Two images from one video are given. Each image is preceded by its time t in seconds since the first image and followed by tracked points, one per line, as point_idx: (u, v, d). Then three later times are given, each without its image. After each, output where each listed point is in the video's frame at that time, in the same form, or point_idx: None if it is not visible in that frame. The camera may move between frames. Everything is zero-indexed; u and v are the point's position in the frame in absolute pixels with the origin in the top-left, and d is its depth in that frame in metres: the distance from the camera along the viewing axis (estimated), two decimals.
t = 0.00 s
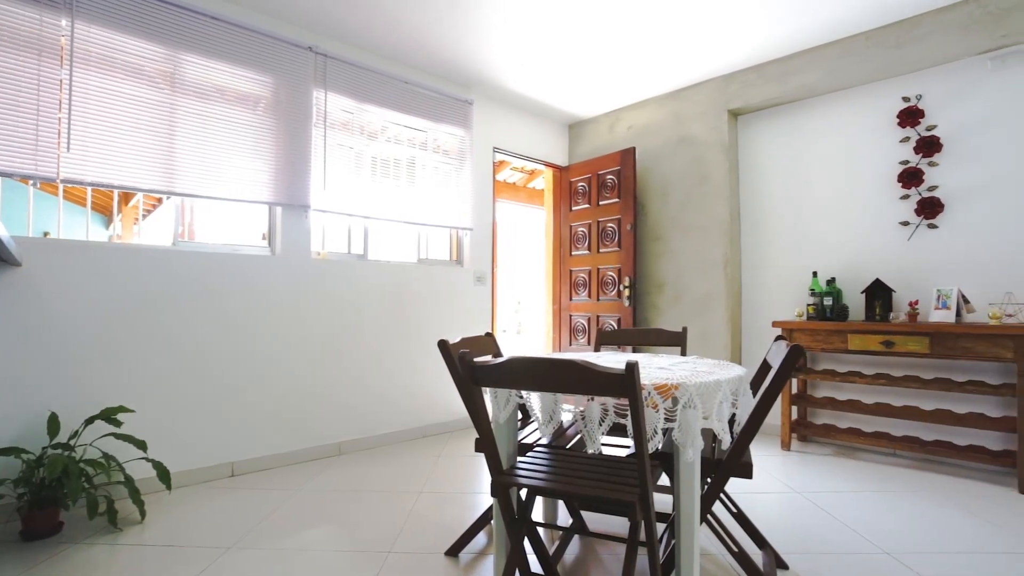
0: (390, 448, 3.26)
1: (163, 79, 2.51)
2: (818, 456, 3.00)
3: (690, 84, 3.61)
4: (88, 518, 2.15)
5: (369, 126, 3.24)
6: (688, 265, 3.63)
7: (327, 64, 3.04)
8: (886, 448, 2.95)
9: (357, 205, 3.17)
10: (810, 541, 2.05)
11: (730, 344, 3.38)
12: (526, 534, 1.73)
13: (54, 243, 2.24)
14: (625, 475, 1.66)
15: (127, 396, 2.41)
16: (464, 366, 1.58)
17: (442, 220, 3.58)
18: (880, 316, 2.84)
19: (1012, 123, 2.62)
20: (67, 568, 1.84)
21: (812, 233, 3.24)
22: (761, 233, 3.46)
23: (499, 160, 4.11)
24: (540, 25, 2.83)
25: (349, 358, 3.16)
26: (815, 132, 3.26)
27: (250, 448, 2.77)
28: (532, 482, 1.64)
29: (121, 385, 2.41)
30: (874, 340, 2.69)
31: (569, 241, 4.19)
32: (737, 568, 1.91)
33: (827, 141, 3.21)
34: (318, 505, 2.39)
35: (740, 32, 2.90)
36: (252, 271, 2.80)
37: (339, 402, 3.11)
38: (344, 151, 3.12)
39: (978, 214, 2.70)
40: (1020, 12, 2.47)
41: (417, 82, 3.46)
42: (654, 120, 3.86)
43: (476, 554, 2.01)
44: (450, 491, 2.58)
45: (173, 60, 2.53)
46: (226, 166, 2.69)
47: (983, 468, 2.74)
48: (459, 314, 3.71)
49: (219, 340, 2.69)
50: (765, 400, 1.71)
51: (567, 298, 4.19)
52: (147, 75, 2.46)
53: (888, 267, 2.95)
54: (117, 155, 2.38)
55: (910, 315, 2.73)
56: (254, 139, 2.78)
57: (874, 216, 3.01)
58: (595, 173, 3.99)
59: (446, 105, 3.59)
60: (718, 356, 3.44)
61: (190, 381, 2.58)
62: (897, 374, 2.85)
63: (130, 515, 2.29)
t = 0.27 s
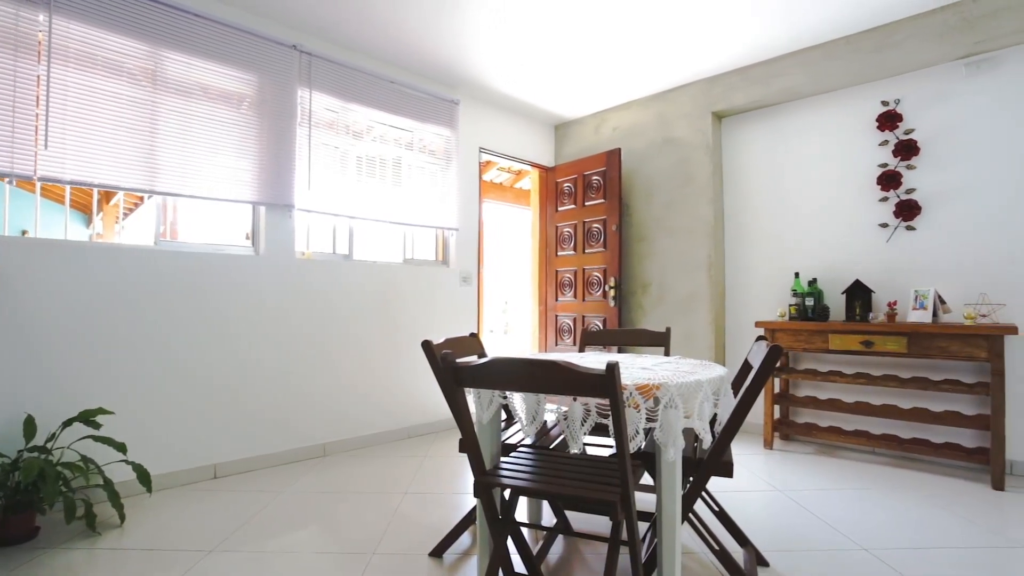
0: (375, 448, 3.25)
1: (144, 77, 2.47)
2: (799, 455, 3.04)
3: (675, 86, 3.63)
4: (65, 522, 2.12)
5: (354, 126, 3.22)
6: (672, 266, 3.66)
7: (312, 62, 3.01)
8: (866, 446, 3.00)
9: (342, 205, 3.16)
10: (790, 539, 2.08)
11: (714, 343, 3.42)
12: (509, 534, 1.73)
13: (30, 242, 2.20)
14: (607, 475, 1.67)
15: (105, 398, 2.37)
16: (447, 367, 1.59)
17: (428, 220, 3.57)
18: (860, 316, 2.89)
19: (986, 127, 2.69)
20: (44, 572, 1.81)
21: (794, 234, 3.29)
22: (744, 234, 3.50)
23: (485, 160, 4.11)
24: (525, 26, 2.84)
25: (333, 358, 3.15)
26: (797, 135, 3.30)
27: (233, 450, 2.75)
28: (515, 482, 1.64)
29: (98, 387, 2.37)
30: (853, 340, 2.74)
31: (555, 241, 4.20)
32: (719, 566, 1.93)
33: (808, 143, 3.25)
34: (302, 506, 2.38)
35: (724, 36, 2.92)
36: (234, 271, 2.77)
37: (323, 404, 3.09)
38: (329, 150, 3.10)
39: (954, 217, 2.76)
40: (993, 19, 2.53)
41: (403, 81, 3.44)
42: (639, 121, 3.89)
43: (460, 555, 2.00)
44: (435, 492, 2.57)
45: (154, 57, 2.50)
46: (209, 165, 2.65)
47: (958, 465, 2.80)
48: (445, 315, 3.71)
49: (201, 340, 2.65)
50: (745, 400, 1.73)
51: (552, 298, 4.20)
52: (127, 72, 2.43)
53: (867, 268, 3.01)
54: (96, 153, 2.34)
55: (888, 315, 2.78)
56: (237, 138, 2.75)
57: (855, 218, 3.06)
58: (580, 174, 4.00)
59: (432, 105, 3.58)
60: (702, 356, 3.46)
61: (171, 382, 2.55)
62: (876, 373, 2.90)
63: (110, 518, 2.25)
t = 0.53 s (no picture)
0: (360, 449, 3.24)
1: (123, 74, 2.43)
2: (781, 453, 3.08)
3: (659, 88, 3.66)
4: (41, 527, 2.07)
5: (339, 125, 3.20)
6: (657, 266, 3.68)
7: (296, 61, 2.99)
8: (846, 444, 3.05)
9: (326, 205, 3.13)
10: (770, 535, 2.10)
11: (698, 343, 3.45)
12: (492, 534, 1.73)
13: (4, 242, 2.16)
14: (589, 474, 1.68)
15: (81, 400, 2.33)
16: (429, 367, 1.59)
17: (414, 220, 3.56)
18: (840, 315, 2.94)
19: (961, 131, 2.75)
20: None
21: (776, 235, 3.33)
22: (728, 234, 3.54)
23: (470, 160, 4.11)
24: (511, 27, 2.85)
25: (317, 359, 3.12)
26: (779, 137, 3.34)
27: (215, 452, 2.72)
28: (497, 483, 1.64)
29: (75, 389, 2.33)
30: (833, 339, 2.78)
31: (541, 241, 4.21)
32: (700, 563, 1.95)
33: (791, 145, 3.30)
34: (286, 508, 2.37)
35: (708, 38, 2.95)
36: (216, 271, 2.73)
37: (307, 405, 3.07)
38: (313, 149, 3.08)
39: (930, 219, 2.82)
40: (968, 25, 2.58)
41: (388, 81, 3.43)
42: (624, 122, 3.91)
43: (444, 556, 2.00)
44: (420, 492, 2.57)
45: (134, 54, 2.46)
46: (190, 163, 2.62)
47: (935, 461, 2.86)
48: (430, 315, 3.70)
49: (181, 342, 2.61)
50: (725, 400, 1.75)
51: (538, 299, 4.21)
52: (106, 69, 2.39)
53: (847, 268, 3.06)
54: (73, 151, 2.29)
55: (867, 315, 2.82)
56: (219, 136, 2.71)
57: (835, 219, 3.11)
58: (566, 174, 4.01)
59: (417, 105, 3.57)
60: (686, 356, 3.49)
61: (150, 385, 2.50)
62: (856, 372, 2.95)
63: (88, 523, 2.21)
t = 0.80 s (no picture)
0: (344, 450, 3.22)
1: (101, 70, 2.39)
2: (763, 451, 3.11)
3: (644, 89, 3.68)
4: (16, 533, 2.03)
5: (323, 124, 3.18)
6: (642, 266, 3.71)
7: (278, 59, 2.96)
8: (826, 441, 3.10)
9: (310, 204, 3.11)
10: (750, 532, 2.13)
11: (682, 342, 3.47)
12: (476, 534, 1.73)
13: None
14: (572, 474, 1.68)
15: (57, 403, 2.28)
16: (410, 368, 1.59)
17: (399, 220, 3.54)
18: (820, 315, 2.98)
19: (937, 134, 2.80)
20: None
21: (759, 235, 3.36)
22: (712, 235, 3.57)
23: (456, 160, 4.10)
24: (497, 28, 2.85)
25: (301, 360, 3.09)
26: (762, 139, 3.38)
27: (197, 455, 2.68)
28: (481, 483, 1.64)
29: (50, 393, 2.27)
30: (814, 338, 2.82)
31: (526, 241, 4.22)
32: (683, 560, 1.97)
33: (773, 147, 3.34)
34: (268, 511, 2.34)
35: (692, 40, 2.97)
36: (197, 271, 2.69)
37: (290, 406, 3.04)
38: (297, 148, 3.05)
39: (908, 220, 2.87)
40: (944, 30, 2.63)
41: (373, 80, 3.42)
42: (609, 123, 3.93)
43: (428, 556, 2.00)
44: (405, 493, 2.56)
45: (112, 50, 2.42)
46: (170, 161, 2.58)
47: (912, 458, 2.92)
48: (415, 315, 3.69)
49: (161, 343, 2.57)
50: (707, 399, 1.76)
51: (524, 299, 4.22)
52: (83, 65, 2.34)
53: (827, 269, 3.10)
54: (49, 148, 2.25)
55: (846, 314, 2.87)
56: (200, 134, 2.68)
57: (816, 220, 3.15)
58: (551, 174, 4.03)
59: (402, 105, 3.56)
60: (671, 355, 3.52)
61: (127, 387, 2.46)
62: (836, 370, 3.00)
63: (64, 528, 2.17)
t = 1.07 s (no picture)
0: (328, 451, 3.20)
1: (78, 66, 2.34)
2: (746, 449, 3.15)
3: (628, 90, 3.70)
4: None
5: (307, 123, 3.16)
6: (627, 266, 3.73)
7: (261, 57, 2.93)
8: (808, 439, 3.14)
9: (293, 204, 3.08)
10: (731, 530, 2.15)
11: (666, 341, 3.50)
12: (460, 534, 1.73)
13: None
14: (555, 473, 1.69)
15: (31, 407, 2.22)
16: (392, 368, 1.58)
17: (383, 220, 3.53)
18: (802, 314, 3.02)
19: (914, 137, 2.86)
20: None
21: (742, 235, 3.40)
22: (695, 235, 3.60)
23: (442, 160, 4.09)
24: (482, 28, 2.86)
25: (283, 361, 3.06)
26: (744, 140, 3.42)
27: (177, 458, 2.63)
28: (464, 483, 1.64)
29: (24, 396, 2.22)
30: (796, 337, 2.86)
31: (512, 241, 4.22)
32: (665, 558, 1.99)
33: (755, 148, 3.38)
34: (251, 513, 2.32)
35: (677, 42, 2.99)
36: (177, 271, 2.65)
37: (273, 408, 3.01)
38: (280, 147, 3.02)
39: (886, 220, 2.93)
40: (920, 35, 2.69)
41: (357, 79, 3.40)
42: (594, 124, 3.94)
43: (412, 557, 1.99)
44: (389, 494, 2.55)
45: (89, 46, 2.37)
46: (150, 160, 2.53)
47: (890, 454, 2.97)
48: (400, 315, 3.67)
49: (140, 345, 2.52)
50: (689, 397, 1.78)
51: (509, 299, 4.22)
52: (59, 60, 2.29)
53: (808, 268, 3.15)
54: (23, 144, 2.19)
55: (827, 313, 2.91)
56: (181, 132, 2.63)
57: (797, 220, 3.19)
58: (536, 175, 4.03)
59: (387, 104, 3.55)
60: (655, 354, 3.54)
61: (105, 389, 2.41)
62: (817, 369, 3.04)
63: (39, 534, 2.12)
